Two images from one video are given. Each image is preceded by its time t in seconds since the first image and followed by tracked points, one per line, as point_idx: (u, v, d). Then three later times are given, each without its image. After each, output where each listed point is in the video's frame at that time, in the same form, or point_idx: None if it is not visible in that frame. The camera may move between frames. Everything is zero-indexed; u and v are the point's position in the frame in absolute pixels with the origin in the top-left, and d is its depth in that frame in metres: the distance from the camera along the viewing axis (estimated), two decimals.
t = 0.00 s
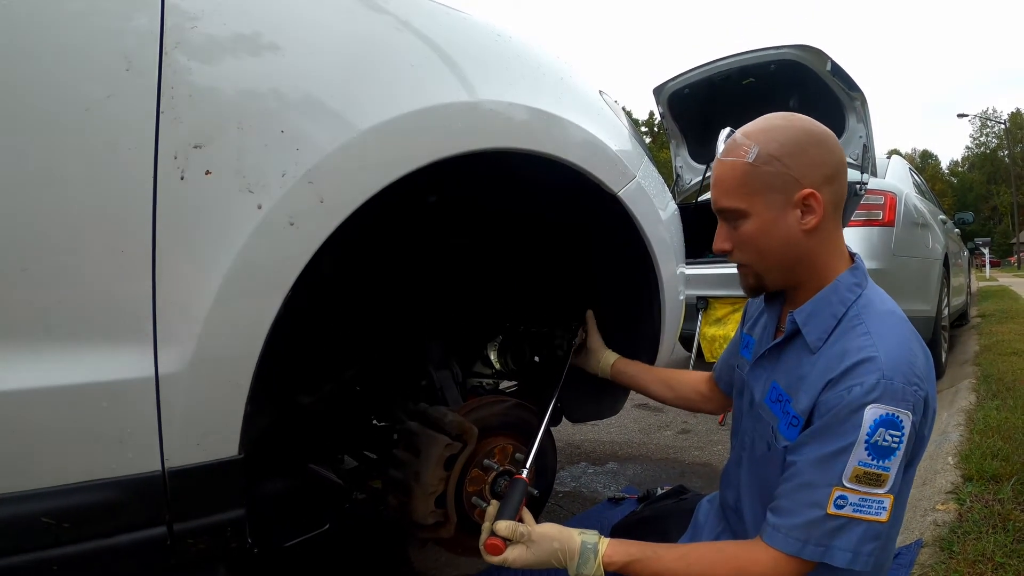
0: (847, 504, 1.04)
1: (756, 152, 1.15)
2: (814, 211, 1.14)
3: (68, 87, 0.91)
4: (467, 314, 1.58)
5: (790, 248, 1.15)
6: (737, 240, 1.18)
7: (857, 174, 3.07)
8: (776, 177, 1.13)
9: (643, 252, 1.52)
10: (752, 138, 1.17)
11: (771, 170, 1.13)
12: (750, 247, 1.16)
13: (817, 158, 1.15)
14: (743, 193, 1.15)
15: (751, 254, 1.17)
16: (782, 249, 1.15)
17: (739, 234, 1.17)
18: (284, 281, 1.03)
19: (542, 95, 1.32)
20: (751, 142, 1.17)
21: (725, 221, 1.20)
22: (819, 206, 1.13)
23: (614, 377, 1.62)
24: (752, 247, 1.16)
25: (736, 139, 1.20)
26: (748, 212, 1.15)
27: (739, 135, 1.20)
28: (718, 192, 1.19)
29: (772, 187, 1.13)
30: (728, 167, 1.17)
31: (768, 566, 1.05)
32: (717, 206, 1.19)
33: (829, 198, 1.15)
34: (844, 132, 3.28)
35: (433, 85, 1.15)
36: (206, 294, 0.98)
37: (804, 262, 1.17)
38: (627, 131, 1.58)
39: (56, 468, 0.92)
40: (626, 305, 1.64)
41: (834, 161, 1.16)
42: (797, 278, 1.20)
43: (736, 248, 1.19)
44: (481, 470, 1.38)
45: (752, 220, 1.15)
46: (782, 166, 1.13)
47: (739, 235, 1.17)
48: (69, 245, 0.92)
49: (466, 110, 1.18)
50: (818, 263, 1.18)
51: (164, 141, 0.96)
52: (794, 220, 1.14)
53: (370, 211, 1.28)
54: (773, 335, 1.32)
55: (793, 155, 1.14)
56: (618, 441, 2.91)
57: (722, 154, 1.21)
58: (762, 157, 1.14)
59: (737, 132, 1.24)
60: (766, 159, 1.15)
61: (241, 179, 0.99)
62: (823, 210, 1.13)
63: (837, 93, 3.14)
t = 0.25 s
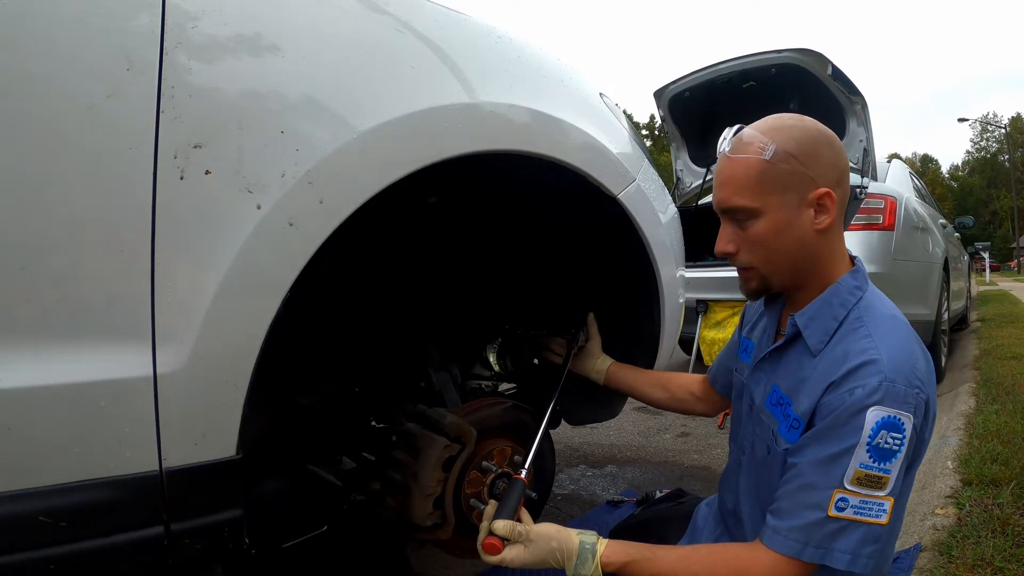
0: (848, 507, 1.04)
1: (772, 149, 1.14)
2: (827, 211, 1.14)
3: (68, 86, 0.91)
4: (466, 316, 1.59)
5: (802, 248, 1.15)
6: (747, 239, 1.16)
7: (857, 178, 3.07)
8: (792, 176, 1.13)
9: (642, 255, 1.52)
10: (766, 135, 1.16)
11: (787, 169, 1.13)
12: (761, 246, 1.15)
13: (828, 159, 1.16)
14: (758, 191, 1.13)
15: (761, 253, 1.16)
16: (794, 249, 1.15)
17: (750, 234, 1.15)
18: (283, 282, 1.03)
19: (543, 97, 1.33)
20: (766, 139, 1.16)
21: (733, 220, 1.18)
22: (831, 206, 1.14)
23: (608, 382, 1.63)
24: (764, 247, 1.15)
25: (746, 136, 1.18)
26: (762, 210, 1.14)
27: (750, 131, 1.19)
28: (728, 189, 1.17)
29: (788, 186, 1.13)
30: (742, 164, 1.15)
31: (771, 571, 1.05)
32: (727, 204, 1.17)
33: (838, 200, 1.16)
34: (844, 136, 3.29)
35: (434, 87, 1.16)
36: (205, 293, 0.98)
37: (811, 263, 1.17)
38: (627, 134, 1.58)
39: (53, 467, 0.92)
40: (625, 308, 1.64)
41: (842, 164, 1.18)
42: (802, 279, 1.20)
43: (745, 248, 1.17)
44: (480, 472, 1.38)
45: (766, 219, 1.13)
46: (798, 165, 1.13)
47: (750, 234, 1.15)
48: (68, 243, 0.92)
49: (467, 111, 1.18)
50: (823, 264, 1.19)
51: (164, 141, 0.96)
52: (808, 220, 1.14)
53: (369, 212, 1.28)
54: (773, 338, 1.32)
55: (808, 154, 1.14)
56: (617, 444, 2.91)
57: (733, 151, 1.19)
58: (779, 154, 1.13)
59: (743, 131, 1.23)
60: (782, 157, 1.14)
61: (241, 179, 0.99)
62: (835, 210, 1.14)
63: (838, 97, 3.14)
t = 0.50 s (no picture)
0: (848, 509, 1.03)
1: (779, 151, 1.14)
2: (832, 212, 1.15)
3: (71, 86, 0.91)
4: (467, 317, 1.59)
5: (807, 250, 1.15)
6: (753, 241, 1.15)
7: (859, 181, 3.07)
8: (799, 177, 1.13)
9: (644, 257, 1.52)
10: (771, 137, 1.16)
11: (794, 170, 1.13)
12: (768, 248, 1.14)
13: (831, 160, 1.16)
14: (765, 193, 1.13)
15: (766, 256, 1.15)
16: (800, 251, 1.15)
17: (756, 236, 1.15)
18: (285, 282, 1.03)
19: (545, 99, 1.33)
20: (772, 140, 1.16)
21: (738, 223, 1.17)
22: (836, 207, 1.15)
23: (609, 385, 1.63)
24: (770, 249, 1.14)
25: (749, 138, 1.18)
26: (768, 212, 1.13)
27: (754, 134, 1.18)
28: (734, 191, 1.16)
29: (795, 187, 1.13)
30: (748, 165, 1.15)
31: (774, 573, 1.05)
32: (732, 207, 1.16)
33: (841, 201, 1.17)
34: (846, 138, 3.29)
35: (436, 88, 1.16)
36: (206, 294, 0.98)
37: (816, 265, 1.17)
38: (629, 136, 1.58)
39: (54, 467, 0.92)
40: (627, 310, 1.64)
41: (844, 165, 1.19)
42: (805, 281, 1.20)
43: (750, 251, 1.17)
44: (481, 474, 1.38)
45: (772, 221, 1.13)
46: (804, 167, 1.13)
47: (756, 236, 1.15)
48: (69, 243, 0.92)
49: (469, 113, 1.18)
50: (828, 266, 1.19)
51: (166, 140, 0.96)
52: (813, 221, 1.14)
53: (371, 214, 1.28)
54: (774, 341, 1.32)
55: (813, 156, 1.14)
56: (618, 446, 2.91)
57: (736, 153, 1.18)
58: (785, 156, 1.13)
59: (744, 133, 1.23)
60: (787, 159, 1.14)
61: (243, 179, 0.99)
62: (840, 211, 1.15)
63: (840, 100, 3.14)
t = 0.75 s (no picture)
0: (848, 503, 1.03)
1: (828, 146, 1.16)
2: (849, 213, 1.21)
3: (72, 86, 0.91)
4: (468, 318, 1.59)
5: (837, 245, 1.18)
6: (807, 233, 1.13)
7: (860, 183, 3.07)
8: (839, 175, 1.16)
9: (644, 258, 1.52)
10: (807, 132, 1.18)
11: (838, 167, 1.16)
12: (814, 243, 1.13)
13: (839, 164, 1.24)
14: (819, 186, 1.12)
15: (811, 249, 1.14)
16: (834, 246, 1.17)
17: (806, 230, 1.13)
18: (285, 283, 1.03)
19: (546, 100, 1.33)
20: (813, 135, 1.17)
21: (784, 216, 1.13)
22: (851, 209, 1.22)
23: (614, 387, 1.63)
24: (819, 242, 1.14)
25: (784, 132, 1.16)
26: (821, 206, 1.13)
27: (789, 125, 1.18)
28: (793, 179, 1.12)
29: (838, 183, 1.16)
30: (801, 155, 1.13)
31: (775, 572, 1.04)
32: (785, 198, 1.12)
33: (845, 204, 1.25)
34: (846, 140, 3.29)
35: (437, 89, 1.16)
36: (207, 295, 0.98)
37: (836, 263, 1.20)
38: (630, 138, 1.58)
39: (53, 467, 0.92)
40: (627, 312, 1.64)
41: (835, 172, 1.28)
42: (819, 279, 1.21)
43: (799, 245, 1.13)
44: (481, 474, 1.38)
45: (824, 214, 1.13)
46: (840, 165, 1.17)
47: (806, 230, 1.13)
48: (69, 243, 0.92)
49: (470, 114, 1.18)
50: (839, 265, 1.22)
51: (167, 140, 0.96)
52: (843, 219, 1.18)
53: (372, 215, 1.28)
54: (771, 341, 1.32)
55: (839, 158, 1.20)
56: (618, 448, 2.91)
57: (777, 144, 1.15)
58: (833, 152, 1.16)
59: (760, 128, 1.21)
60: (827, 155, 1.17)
61: (244, 180, 0.99)
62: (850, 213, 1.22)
63: (841, 102, 3.14)
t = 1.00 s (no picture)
0: (846, 505, 1.03)
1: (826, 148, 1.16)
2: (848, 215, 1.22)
3: (73, 88, 0.91)
4: (469, 319, 1.58)
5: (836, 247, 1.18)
6: (806, 235, 1.13)
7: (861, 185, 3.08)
8: (837, 177, 1.17)
9: (644, 260, 1.52)
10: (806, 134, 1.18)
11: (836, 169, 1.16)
12: (813, 245, 1.13)
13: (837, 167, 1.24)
14: (818, 188, 1.13)
15: (811, 251, 1.14)
16: (833, 248, 1.17)
17: (805, 232, 1.13)
18: (286, 285, 1.03)
19: (546, 102, 1.33)
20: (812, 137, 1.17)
21: (784, 218, 1.13)
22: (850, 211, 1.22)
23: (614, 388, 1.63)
24: (820, 244, 1.14)
25: (783, 134, 1.17)
26: (821, 208, 1.13)
27: (787, 128, 1.18)
28: (791, 182, 1.12)
29: (836, 185, 1.16)
30: (800, 157, 1.13)
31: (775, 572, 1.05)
32: (784, 200, 1.12)
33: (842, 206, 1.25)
34: (847, 141, 3.29)
35: (438, 91, 1.16)
36: (207, 297, 0.98)
37: (834, 266, 1.20)
38: (631, 139, 1.58)
39: (54, 469, 0.92)
40: (628, 313, 1.64)
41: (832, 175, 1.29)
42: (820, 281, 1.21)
43: (799, 247, 1.13)
44: (481, 477, 1.38)
45: (823, 216, 1.13)
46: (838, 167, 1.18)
47: (805, 232, 1.13)
48: (70, 245, 0.92)
49: (470, 116, 1.18)
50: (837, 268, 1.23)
51: (168, 142, 0.96)
52: (841, 221, 1.18)
53: (373, 217, 1.28)
54: (770, 343, 1.32)
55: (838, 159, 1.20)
56: (618, 449, 2.91)
57: (776, 146, 1.15)
58: (832, 154, 1.16)
59: (759, 130, 1.22)
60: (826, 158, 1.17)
61: (245, 182, 1.00)
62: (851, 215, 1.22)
63: (841, 103, 3.14)
